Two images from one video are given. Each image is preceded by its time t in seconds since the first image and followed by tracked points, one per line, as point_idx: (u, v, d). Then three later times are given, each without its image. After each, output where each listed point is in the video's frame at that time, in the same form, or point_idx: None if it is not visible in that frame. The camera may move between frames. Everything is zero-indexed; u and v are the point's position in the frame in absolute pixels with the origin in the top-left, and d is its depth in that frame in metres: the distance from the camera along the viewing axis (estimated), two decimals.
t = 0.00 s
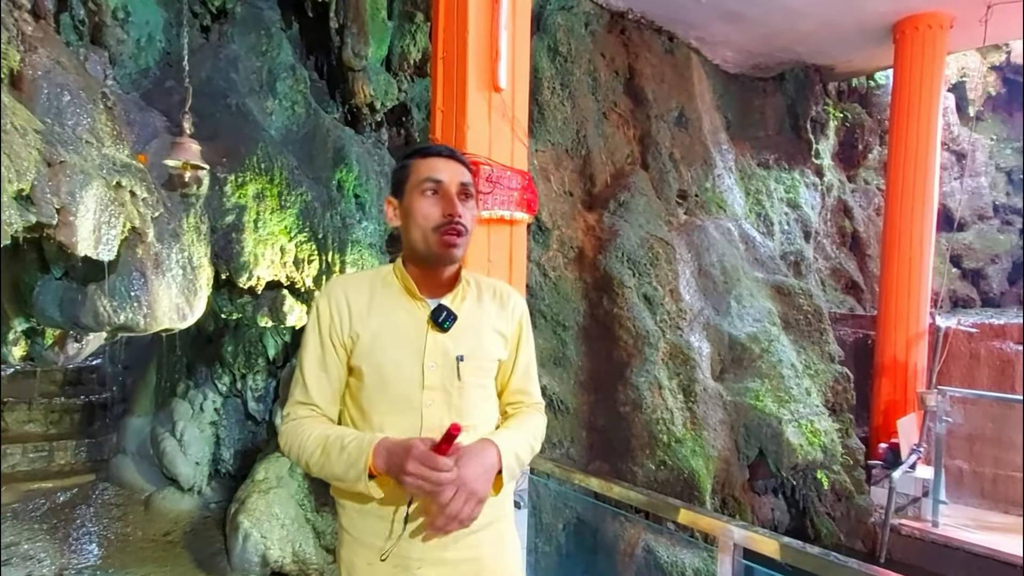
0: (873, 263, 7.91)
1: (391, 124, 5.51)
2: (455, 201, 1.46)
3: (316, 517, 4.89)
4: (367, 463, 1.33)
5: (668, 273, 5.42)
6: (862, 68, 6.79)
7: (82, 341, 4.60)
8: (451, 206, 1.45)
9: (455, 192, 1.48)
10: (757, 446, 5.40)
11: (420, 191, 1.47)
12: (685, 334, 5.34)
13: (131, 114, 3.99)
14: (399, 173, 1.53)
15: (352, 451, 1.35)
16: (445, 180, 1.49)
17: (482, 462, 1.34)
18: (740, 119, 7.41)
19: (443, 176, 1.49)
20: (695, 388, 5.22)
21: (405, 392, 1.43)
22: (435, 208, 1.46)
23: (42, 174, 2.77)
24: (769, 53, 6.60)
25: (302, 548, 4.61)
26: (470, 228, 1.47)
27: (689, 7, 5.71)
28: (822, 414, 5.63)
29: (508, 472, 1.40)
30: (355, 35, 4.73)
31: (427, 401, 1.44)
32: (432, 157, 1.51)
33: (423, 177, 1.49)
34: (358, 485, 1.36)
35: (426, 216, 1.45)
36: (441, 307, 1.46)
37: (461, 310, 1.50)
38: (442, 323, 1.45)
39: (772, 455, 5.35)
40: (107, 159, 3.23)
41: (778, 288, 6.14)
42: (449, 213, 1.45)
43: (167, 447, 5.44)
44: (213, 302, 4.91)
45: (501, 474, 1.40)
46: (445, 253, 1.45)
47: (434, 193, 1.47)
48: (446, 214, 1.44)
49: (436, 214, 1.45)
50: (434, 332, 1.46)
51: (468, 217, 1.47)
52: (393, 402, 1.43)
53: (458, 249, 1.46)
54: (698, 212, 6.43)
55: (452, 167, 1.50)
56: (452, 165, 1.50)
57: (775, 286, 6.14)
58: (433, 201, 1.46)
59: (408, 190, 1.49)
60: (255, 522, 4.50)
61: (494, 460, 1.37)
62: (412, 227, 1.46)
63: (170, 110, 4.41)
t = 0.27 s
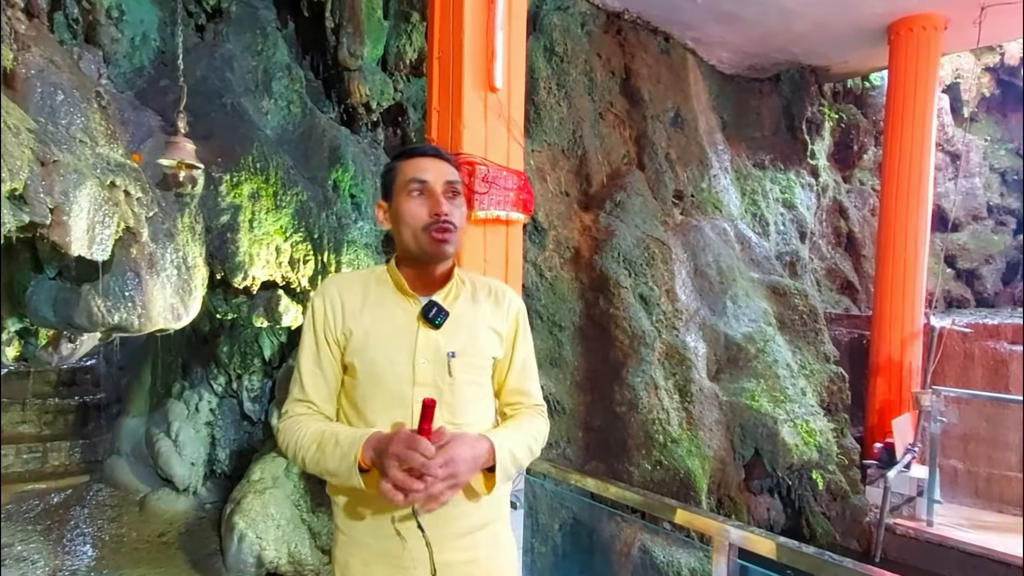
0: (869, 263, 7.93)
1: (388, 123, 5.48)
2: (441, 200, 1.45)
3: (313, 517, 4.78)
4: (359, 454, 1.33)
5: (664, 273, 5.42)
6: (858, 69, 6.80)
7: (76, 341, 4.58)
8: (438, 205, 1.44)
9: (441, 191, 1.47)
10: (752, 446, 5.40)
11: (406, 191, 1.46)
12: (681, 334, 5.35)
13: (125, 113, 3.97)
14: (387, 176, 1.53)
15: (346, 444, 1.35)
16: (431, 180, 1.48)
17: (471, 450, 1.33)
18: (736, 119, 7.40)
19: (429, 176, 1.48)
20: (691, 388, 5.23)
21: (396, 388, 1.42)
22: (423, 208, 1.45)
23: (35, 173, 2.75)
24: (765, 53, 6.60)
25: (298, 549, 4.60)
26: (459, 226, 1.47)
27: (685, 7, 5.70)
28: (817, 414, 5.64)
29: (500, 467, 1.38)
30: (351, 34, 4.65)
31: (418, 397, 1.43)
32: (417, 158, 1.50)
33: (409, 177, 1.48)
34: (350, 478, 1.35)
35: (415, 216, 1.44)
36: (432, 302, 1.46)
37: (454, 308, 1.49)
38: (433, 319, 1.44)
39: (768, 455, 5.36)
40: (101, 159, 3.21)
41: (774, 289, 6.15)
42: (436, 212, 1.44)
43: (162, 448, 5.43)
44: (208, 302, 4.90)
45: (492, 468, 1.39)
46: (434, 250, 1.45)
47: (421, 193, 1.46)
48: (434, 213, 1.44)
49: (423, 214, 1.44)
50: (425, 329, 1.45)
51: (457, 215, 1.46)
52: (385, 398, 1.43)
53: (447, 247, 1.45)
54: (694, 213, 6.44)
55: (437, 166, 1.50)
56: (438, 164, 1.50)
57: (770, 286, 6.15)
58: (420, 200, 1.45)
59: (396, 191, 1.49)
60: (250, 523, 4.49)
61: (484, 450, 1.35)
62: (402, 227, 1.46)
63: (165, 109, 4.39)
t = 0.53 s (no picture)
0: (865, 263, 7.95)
1: (385, 123, 5.45)
2: (428, 202, 1.45)
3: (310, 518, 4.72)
4: (333, 442, 1.35)
5: (661, 273, 5.42)
6: (854, 69, 6.82)
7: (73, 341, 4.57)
8: (424, 207, 1.44)
9: (429, 192, 1.46)
10: (749, 445, 5.41)
11: (396, 195, 1.47)
12: (678, 334, 5.35)
13: (121, 113, 3.96)
14: (382, 178, 1.54)
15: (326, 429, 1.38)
16: (418, 182, 1.47)
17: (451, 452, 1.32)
18: (733, 119, 7.39)
19: (416, 178, 1.47)
20: (688, 388, 5.23)
21: (388, 387, 1.43)
22: (411, 210, 1.45)
23: (31, 173, 2.74)
24: (762, 53, 6.61)
25: (296, 549, 4.60)
26: (447, 227, 1.46)
27: (683, 7, 5.70)
28: (813, 413, 5.66)
29: (476, 470, 1.35)
30: (348, 34, 4.70)
31: (410, 396, 1.43)
32: (407, 159, 1.50)
33: (398, 180, 1.48)
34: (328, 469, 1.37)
35: (402, 219, 1.45)
36: (424, 302, 1.46)
37: (448, 308, 1.49)
38: (425, 319, 1.45)
39: (764, 454, 5.37)
40: (97, 158, 3.20)
41: (771, 288, 6.14)
42: (422, 214, 1.44)
43: (159, 448, 5.48)
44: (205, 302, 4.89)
45: (469, 472, 1.36)
46: (423, 252, 1.45)
47: (409, 196, 1.47)
48: (419, 215, 1.44)
49: (410, 216, 1.44)
50: (418, 328, 1.46)
51: (446, 215, 1.46)
52: (378, 397, 1.44)
53: (435, 248, 1.45)
54: (691, 212, 6.44)
55: (426, 167, 1.48)
56: (427, 165, 1.48)
57: (768, 286, 6.15)
58: (409, 203, 1.46)
59: (387, 194, 1.49)
60: (248, 523, 4.49)
61: (460, 453, 1.34)
62: (393, 231, 1.47)
63: (161, 109, 4.39)
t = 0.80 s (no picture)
0: (864, 262, 7.96)
1: (384, 123, 5.47)
2: (418, 204, 1.45)
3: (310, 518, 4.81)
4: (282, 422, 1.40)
5: (661, 273, 5.42)
6: (853, 68, 6.82)
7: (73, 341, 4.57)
8: (413, 208, 1.44)
9: (420, 195, 1.46)
10: (749, 445, 5.42)
11: (390, 199, 1.48)
12: (678, 334, 5.35)
13: (121, 113, 3.96)
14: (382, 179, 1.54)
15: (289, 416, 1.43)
16: (408, 185, 1.47)
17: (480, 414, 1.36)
18: (732, 119, 7.40)
19: (407, 181, 1.47)
20: (688, 387, 5.23)
21: (388, 386, 1.44)
22: (402, 213, 1.46)
23: (30, 173, 2.74)
24: (761, 53, 6.61)
25: (296, 549, 4.60)
26: (439, 228, 1.45)
27: (682, 7, 5.70)
28: (813, 413, 5.66)
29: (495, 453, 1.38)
30: (348, 34, 4.70)
31: (409, 397, 1.43)
32: (401, 162, 1.50)
33: (392, 184, 1.49)
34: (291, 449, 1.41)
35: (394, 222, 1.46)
36: (426, 303, 1.46)
37: (450, 309, 1.49)
38: (427, 319, 1.45)
39: (764, 454, 5.37)
40: (96, 159, 3.20)
41: (770, 288, 6.14)
42: (411, 217, 1.44)
43: (159, 448, 5.48)
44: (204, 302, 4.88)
45: (488, 453, 1.39)
46: (417, 253, 1.46)
47: (402, 200, 1.47)
48: (407, 218, 1.45)
49: (401, 218, 1.45)
50: (419, 329, 1.46)
51: (439, 217, 1.45)
52: (379, 397, 1.44)
53: (427, 249, 1.45)
54: (690, 212, 6.44)
55: (419, 169, 1.48)
56: (419, 168, 1.48)
57: (767, 286, 6.15)
58: (401, 206, 1.46)
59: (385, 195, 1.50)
60: (247, 523, 4.48)
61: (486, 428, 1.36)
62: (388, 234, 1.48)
63: (160, 109, 4.39)
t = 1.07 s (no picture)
0: (864, 262, 7.97)
1: (384, 123, 5.48)
2: (421, 200, 1.45)
3: (311, 518, 4.89)
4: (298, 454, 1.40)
5: (661, 273, 5.43)
6: (853, 68, 6.83)
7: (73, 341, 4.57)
8: (416, 205, 1.45)
9: (423, 191, 1.46)
10: (749, 444, 5.42)
11: (392, 195, 1.49)
12: (678, 334, 5.35)
13: (121, 114, 3.96)
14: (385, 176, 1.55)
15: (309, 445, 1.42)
16: (411, 182, 1.47)
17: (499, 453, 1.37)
18: (731, 119, 7.41)
19: (409, 177, 1.48)
20: (688, 387, 5.23)
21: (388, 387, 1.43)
22: (404, 209, 1.47)
23: (30, 174, 2.74)
24: (761, 53, 6.62)
25: (296, 549, 4.60)
26: (440, 225, 1.46)
27: (681, 8, 5.71)
28: (813, 413, 5.67)
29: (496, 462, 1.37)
30: (347, 35, 4.70)
31: (410, 398, 1.43)
32: (405, 159, 1.51)
33: (395, 181, 1.49)
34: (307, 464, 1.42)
35: (396, 218, 1.47)
36: (427, 304, 1.46)
37: (452, 310, 1.48)
38: (428, 321, 1.45)
39: (764, 453, 5.37)
40: (96, 160, 3.20)
41: (770, 288, 6.14)
42: (413, 212, 1.45)
43: (158, 448, 5.42)
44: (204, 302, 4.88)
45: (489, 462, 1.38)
46: (418, 250, 1.46)
47: (404, 196, 1.48)
48: (410, 213, 1.45)
49: (403, 214, 1.46)
50: (420, 330, 1.46)
51: (443, 217, 1.46)
52: (380, 398, 1.44)
53: (428, 246, 1.46)
54: (690, 212, 6.44)
55: (422, 167, 1.49)
56: (423, 165, 1.49)
57: (767, 285, 6.15)
58: (404, 202, 1.47)
59: (388, 192, 1.51)
60: (247, 523, 4.47)
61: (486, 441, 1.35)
62: (390, 230, 1.49)
63: (161, 110, 4.39)
